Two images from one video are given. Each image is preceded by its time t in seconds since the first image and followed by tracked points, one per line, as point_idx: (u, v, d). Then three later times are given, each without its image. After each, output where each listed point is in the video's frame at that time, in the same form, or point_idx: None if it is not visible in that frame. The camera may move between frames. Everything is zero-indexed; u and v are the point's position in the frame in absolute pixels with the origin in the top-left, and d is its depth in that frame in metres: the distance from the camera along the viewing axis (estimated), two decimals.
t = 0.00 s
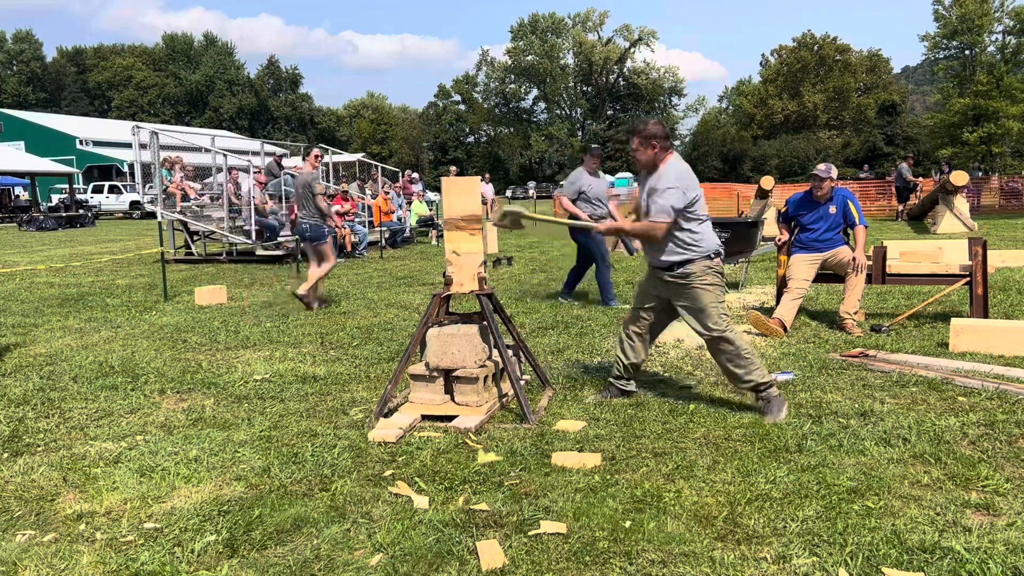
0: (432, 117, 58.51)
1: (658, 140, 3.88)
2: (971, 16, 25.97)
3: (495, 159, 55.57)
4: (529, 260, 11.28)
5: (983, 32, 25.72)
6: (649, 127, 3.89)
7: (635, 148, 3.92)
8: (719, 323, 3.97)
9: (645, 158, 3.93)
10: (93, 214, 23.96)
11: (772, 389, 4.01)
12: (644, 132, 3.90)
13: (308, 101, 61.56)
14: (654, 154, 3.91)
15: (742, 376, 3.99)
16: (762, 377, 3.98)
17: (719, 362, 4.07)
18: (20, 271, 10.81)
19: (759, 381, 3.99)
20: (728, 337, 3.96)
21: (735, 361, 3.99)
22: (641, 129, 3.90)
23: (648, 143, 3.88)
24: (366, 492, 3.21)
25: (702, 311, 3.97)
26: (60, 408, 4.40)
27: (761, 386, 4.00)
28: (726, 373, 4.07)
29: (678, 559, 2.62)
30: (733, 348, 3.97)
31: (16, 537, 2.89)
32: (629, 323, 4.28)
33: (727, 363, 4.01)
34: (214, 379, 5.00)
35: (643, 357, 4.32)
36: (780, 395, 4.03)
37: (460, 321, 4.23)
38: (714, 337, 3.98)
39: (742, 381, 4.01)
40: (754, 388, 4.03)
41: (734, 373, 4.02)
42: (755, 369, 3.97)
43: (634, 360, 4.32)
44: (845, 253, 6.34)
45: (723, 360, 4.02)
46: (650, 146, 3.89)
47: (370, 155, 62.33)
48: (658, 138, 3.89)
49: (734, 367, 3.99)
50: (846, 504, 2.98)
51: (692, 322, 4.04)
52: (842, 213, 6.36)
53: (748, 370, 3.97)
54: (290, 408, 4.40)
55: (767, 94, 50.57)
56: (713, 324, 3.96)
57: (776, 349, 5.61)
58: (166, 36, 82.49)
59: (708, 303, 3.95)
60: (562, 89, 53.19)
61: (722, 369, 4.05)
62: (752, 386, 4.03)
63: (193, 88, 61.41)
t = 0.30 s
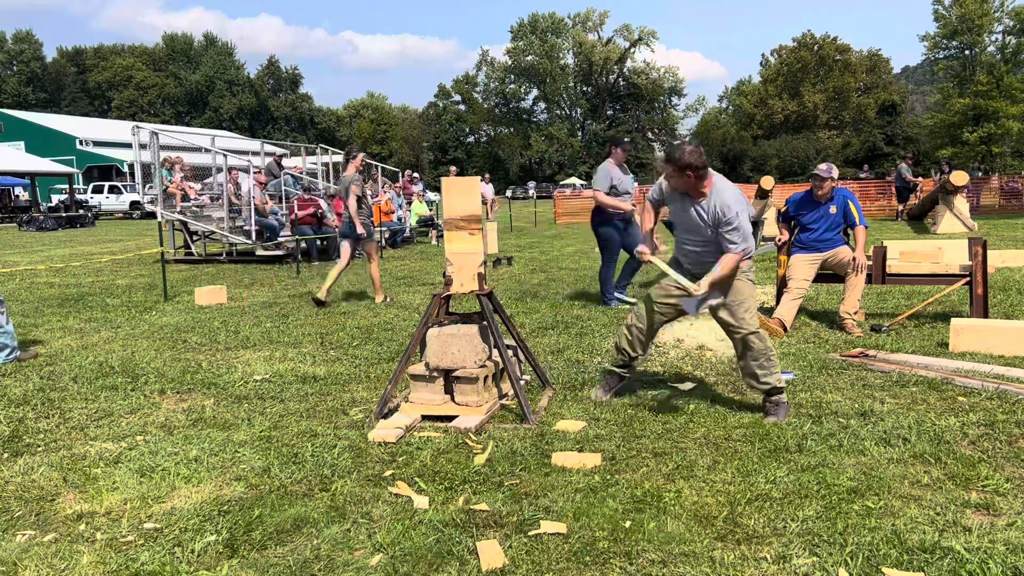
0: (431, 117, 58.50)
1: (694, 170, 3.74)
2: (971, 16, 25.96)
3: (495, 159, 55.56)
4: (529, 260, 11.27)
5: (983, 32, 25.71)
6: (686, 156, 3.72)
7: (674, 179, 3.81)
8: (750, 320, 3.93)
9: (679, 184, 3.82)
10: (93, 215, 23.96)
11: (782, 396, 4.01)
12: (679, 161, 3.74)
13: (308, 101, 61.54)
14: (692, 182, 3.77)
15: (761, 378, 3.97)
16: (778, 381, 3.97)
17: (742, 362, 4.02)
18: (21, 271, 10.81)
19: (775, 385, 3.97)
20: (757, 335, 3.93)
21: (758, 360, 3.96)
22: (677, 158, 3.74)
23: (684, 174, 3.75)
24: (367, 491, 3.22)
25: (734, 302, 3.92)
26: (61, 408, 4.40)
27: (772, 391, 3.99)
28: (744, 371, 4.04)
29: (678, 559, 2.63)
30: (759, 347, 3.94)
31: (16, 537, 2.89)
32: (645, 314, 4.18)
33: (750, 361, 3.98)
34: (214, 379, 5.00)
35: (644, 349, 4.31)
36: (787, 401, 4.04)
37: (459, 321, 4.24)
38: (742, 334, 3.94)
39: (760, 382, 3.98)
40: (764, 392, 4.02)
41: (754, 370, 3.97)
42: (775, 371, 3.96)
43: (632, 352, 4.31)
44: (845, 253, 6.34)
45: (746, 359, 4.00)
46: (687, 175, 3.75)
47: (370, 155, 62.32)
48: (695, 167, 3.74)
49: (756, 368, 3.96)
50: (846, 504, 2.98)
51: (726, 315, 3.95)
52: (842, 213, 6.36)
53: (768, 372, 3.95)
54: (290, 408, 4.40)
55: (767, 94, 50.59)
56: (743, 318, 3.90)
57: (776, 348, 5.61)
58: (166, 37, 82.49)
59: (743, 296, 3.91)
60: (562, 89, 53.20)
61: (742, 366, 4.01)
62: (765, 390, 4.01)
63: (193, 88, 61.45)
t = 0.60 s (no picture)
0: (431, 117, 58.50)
1: (674, 211, 3.72)
2: (971, 16, 25.93)
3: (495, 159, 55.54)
4: (529, 260, 11.28)
5: (983, 32, 25.70)
6: (664, 199, 3.69)
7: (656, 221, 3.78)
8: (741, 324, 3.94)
9: (661, 224, 3.80)
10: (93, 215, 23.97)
11: (780, 396, 4.01)
12: (658, 205, 3.71)
13: (308, 101, 61.53)
14: (673, 221, 3.77)
15: (755, 380, 3.97)
16: (773, 382, 3.97)
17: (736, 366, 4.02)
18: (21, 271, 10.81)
19: (770, 386, 3.97)
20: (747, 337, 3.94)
21: (752, 363, 3.95)
22: (655, 202, 3.71)
23: (664, 216, 3.73)
24: (367, 491, 3.22)
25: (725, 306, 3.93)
26: (61, 408, 4.40)
27: (769, 391, 4.00)
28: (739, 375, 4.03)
29: (677, 559, 2.63)
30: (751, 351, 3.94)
31: (16, 537, 2.89)
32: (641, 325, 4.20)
33: (743, 364, 3.98)
34: (214, 379, 5.00)
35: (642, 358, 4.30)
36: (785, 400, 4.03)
37: (459, 321, 4.23)
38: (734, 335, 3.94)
39: (754, 385, 3.99)
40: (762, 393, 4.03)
41: (744, 372, 3.98)
42: (768, 372, 3.96)
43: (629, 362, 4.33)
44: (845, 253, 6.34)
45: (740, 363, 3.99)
46: (667, 217, 3.74)
47: (370, 155, 62.33)
48: (674, 208, 3.72)
49: (751, 371, 3.96)
50: (845, 504, 2.98)
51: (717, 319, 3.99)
52: (842, 213, 6.36)
53: (762, 374, 3.95)
54: (290, 408, 4.40)
55: (767, 94, 50.58)
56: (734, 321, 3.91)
57: (776, 349, 5.61)
58: (166, 37, 82.49)
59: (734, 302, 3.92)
60: (563, 89, 53.19)
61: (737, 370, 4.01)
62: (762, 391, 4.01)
63: (193, 88, 61.47)
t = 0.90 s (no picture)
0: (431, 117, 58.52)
1: (639, 165, 3.92)
2: (971, 16, 25.92)
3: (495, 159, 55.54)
4: (529, 260, 11.28)
5: (983, 33, 25.70)
6: (632, 152, 3.91)
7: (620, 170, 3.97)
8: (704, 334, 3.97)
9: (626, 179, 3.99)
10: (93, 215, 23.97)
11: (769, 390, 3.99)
12: (625, 156, 3.92)
13: (309, 101, 61.54)
14: (637, 176, 3.97)
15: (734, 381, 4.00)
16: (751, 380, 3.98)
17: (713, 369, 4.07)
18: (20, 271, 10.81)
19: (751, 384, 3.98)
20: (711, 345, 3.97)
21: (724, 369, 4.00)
22: (623, 153, 3.93)
23: (629, 167, 3.93)
24: (367, 491, 3.22)
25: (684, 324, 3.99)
26: (61, 408, 4.40)
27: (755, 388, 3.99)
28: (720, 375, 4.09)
29: (678, 559, 2.63)
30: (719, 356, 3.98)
31: (16, 537, 2.89)
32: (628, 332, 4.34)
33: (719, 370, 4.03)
34: (214, 379, 5.00)
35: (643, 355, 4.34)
36: (778, 392, 4.01)
37: (459, 320, 4.24)
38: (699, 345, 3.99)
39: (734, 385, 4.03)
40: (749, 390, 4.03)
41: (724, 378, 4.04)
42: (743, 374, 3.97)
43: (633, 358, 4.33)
44: (845, 253, 6.34)
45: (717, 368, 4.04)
46: (632, 169, 3.94)
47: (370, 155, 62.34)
48: (639, 163, 3.92)
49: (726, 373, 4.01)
50: (846, 505, 2.98)
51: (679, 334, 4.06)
52: (842, 213, 6.36)
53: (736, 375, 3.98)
54: (290, 408, 4.40)
55: (767, 94, 50.59)
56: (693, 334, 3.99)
57: (776, 349, 5.61)
58: (166, 37, 82.49)
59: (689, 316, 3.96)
60: (563, 89, 53.20)
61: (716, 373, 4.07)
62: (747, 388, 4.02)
63: (193, 88, 61.49)
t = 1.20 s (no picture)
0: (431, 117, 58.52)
1: (650, 160, 3.93)
2: (971, 16, 25.89)
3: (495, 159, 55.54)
4: (530, 260, 11.28)
5: (983, 32, 25.67)
6: (643, 146, 3.90)
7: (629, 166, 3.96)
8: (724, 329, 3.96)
9: (637, 175, 3.99)
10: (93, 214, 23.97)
11: (779, 394, 3.99)
12: (637, 151, 3.91)
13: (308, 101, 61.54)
14: (648, 171, 3.97)
15: (748, 382, 3.98)
16: (768, 383, 3.96)
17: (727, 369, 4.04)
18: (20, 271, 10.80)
19: (765, 387, 3.97)
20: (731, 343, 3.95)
21: (740, 368, 3.97)
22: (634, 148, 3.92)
23: (640, 162, 3.93)
24: (367, 492, 3.22)
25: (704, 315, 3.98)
26: (61, 408, 4.40)
27: (767, 390, 3.98)
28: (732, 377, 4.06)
29: (677, 559, 2.62)
30: (737, 354, 3.95)
31: (16, 537, 2.89)
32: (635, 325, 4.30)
33: (734, 369, 3.99)
34: (214, 379, 5.00)
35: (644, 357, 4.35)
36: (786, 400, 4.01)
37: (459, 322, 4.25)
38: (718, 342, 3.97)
39: (748, 387, 4.00)
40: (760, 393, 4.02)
41: (737, 379, 4.01)
42: (760, 374, 3.96)
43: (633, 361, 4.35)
44: (845, 253, 6.34)
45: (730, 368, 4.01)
46: (644, 164, 3.94)
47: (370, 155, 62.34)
48: (651, 157, 3.92)
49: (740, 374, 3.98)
50: (845, 504, 2.98)
51: (696, 329, 4.04)
52: (842, 213, 6.37)
53: (752, 376, 3.95)
54: (289, 408, 4.40)
55: (767, 94, 50.58)
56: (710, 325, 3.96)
57: (777, 349, 5.60)
58: (165, 37, 82.51)
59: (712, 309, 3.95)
60: (563, 89, 53.18)
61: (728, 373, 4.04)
62: (759, 391, 4.00)
63: (193, 88, 61.46)
